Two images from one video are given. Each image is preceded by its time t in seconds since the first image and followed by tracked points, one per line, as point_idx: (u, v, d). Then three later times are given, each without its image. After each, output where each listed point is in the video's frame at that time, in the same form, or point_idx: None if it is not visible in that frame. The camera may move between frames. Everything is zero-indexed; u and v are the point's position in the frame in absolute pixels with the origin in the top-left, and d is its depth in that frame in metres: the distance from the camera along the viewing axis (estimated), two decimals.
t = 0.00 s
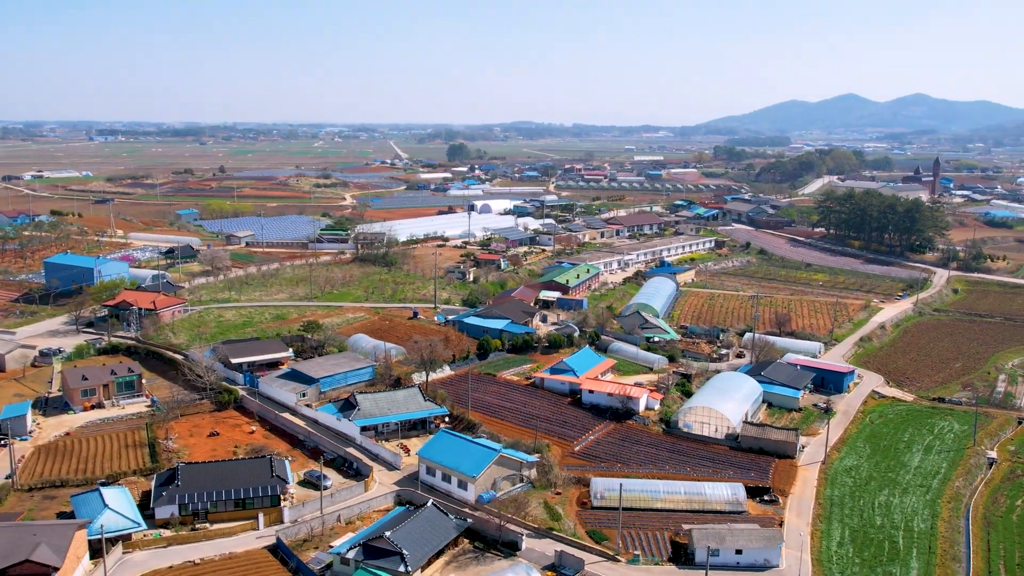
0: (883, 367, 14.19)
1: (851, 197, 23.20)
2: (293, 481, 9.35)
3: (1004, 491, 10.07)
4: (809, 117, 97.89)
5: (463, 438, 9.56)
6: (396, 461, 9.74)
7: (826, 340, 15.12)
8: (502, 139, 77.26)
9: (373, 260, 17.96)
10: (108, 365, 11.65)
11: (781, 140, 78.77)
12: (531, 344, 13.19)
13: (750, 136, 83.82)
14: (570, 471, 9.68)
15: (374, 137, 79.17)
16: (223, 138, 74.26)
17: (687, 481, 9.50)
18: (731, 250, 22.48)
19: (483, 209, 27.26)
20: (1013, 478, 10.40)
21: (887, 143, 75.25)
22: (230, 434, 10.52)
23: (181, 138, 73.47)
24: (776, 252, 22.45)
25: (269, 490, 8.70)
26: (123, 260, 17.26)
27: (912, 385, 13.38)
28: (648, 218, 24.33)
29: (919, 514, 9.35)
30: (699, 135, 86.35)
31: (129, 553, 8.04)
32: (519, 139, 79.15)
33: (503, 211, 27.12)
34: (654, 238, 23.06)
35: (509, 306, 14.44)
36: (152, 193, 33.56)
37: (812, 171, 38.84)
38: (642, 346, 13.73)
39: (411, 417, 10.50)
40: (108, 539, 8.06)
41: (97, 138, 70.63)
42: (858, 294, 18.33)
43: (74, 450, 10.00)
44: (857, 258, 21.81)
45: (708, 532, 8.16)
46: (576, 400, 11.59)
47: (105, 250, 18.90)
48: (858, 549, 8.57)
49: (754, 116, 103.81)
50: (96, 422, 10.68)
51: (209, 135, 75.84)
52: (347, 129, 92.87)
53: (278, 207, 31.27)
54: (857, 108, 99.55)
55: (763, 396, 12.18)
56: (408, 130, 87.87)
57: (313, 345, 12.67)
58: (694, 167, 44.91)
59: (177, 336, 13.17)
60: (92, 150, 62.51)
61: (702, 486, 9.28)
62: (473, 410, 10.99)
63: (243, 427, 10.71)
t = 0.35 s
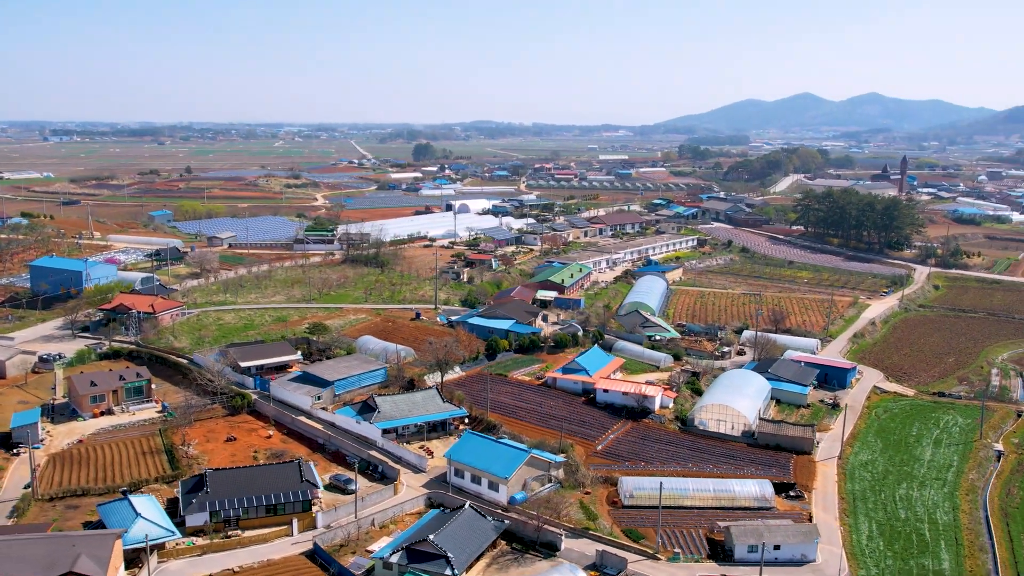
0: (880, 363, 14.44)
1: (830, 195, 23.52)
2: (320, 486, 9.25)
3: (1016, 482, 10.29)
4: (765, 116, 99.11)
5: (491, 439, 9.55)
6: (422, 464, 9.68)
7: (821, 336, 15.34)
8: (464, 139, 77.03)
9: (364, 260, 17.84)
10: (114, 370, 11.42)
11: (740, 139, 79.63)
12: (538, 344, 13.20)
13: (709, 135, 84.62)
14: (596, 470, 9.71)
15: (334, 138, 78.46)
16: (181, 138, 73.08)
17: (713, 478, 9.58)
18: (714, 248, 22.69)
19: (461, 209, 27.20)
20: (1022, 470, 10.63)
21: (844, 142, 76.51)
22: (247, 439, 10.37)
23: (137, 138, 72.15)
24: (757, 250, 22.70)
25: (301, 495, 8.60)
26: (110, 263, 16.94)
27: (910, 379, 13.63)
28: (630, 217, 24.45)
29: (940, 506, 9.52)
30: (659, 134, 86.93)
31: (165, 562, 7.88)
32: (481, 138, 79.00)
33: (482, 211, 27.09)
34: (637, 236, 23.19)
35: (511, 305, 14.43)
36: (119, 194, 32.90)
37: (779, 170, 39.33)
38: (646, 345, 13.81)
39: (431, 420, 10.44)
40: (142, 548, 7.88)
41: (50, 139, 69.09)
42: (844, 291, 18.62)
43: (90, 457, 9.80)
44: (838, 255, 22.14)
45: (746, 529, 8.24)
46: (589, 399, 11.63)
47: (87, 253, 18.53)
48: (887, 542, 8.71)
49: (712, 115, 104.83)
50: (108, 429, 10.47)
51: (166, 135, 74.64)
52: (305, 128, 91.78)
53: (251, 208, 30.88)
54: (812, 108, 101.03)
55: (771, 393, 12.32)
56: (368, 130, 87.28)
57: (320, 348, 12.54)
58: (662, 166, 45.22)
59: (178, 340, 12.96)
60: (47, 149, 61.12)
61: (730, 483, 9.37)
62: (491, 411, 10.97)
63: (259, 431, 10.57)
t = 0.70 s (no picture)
0: (863, 357, 14.75)
1: (796, 193, 23.92)
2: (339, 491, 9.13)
3: (1013, 471, 10.59)
4: (708, 115, 100.43)
5: (508, 441, 9.54)
6: (438, 467, 9.61)
7: (803, 332, 15.61)
8: (413, 138, 76.61)
9: (343, 262, 17.66)
10: (109, 377, 11.13)
11: (686, 137, 80.55)
12: (533, 344, 13.21)
13: (656, 134, 85.42)
14: (612, 469, 9.75)
15: (280, 137, 77.34)
16: (122, 138, 71.39)
17: (727, 474, 9.69)
18: (684, 246, 22.94)
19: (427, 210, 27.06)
20: (1017, 459, 10.93)
21: (787, 140, 77.92)
22: (255, 445, 10.20)
23: (76, 138, 70.26)
24: (726, 248, 22.99)
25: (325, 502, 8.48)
26: (82, 266, 16.48)
27: (895, 373, 13.94)
28: (599, 216, 24.58)
29: (947, 496, 9.75)
30: (606, 133, 87.50)
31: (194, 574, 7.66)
32: (429, 138, 78.62)
33: (448, 211, 26.98)
34: (608, 235, 23.32)
35: (502, 306, 14.44)
36: (69, 196, 32.03)
37: (733, 169, 39.92)
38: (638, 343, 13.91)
39: (442, 422, 10.38)
40: (170, 560, 7.66)
41: None
42: (817, 287, 18.97)
43: (95, 468, 9.54)
44: (804, 252, 22.57)
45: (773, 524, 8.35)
46: (593, 398, 11.68)
47: (55, 257, 18.02)
48: (904, 534, 8.89)
49: (655, 114, 105.92)
50: (110, 438, 10.22)
51: (106, 135, 72.83)
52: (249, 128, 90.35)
53: (209, 209, 30.31)
54: (754, 107, 102.72)
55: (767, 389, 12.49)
56: (314, 129, 86.22)
57: (317, 351, 12.38)
58: (617, 165, 45.55)
59: (168, 346, 12.69)
60: None
61: (746, 479, 9.48)
62: (498, 412, 10.94)
63: (266, 437, 10.40)
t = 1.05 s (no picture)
0: (846, 352, 15.06)
1: (762, 192, 24.30)
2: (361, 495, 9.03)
3: (1008, 460, 10.91)
4: (652, 114, 101.45)
5: (526, 442, 9.55)
6: (456, 469, 9.56)
7: (786, 328, 15.88)
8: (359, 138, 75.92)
9: (322, 263, 17.47)
10: (106, 385, 10.86)
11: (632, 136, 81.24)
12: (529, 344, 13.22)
13: (602, 133, 85.98)
14: (629, 467, 9.82)
15: (222, 137, 75.92)
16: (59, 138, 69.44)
17: (741, 469, 9.82)
18: (654, 245, 23.17)
19: (393, 210, 26.88)
20: (1010, 448, 11.27)
21: (731, 139, 79.13)
22: (265, 451, 10.04)
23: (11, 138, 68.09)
24: (695, 246, 23.26)
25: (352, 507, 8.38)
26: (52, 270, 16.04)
27: (880, 367, 14.25)
28: (568, 216, 24.68)
29: (953, 487, 10.00)
30: (551, 133, 87.79)
31: None
32: (375, 138, 77.96)
33: (413, 211, 26.84)
34: (578, 234, 23.43)
35: (494, 305, 14.45)
36: (17, 198, 31.06)
37: (687, 167, 40.40)
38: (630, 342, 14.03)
39: (453, 423, 10.34)
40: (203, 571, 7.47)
41: None
42: (790, 284, 19.31)
43: (104, 479, 9.29)
44: (771, 249, 22.96)
45: (799, 518, 8.49)
46: (596, 397, 11.74)
47: (21, 260, 17.49)
48: (919, 524, 9.11)
49: (599, 113, 106.66)
50: (114, 447, 9.96)
51: (42, 134, 70.77)
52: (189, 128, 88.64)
53: (166, 210, 29.68)
54: (696, 106, 104.04)
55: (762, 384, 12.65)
56: (257, 129, 84.86)
57: (314, 355, 12.24)
58: (571, 164, 45.75)
59: (160, 351, 12.42)
60: None
61: (761, 474, 9.62)
62: (507, 412, 10.92)
63: (275, 443, 10.24)
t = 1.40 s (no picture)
0: (829, 348, 15.35)
1: (729, 190, 24.63)
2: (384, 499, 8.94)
3: (1003, 450, 11.24)
4: (596, 113, 102.11)
5: (545, 442, 9.55)
6: (475, 471, 9.53)
7: (768, 324, 16.13)
8: (305, 137, 74.96)
9: (302, 264, 17.26)
10: (105, 393, 10.58)
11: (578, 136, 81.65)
12: (526, 344, 13.23)
13: (548, 133, 86.27)
14: (645, 465, 9.88)
15: (164, 136, 74.36)
16: None
17: (755, 464, 9.96)
18: (624, 243, 23.34)
19: (358, 211, 26.64)
20: (1003, 439, 11.61)
21: (676, 138, 80.05)
22: (277, 457, 9.88)
23: None
24: (665, 243, 23.49)
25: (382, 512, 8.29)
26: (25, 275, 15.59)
27: (865, 361, 14.55)
28: (537, 215, 24.73)
29: (957, 477, 10.27)
30: (498, 132, 87.84)
31: None
32: (321, 137, 77.02)
33: (379, 212, 26.65)
34: (549, 233, 23.49)
35: (485, 306, 14.43)
36: None
37: (643, 167, 40.78)
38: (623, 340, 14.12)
39: (466, 425, 10.29)
40: None
41: None
42: (764, 281, 19.61)
43: (116, 490, 9.05)
44: (739, 247, 23.30)
45: (823, 512, 8.64)
46: (600, 396, 11.79)
47: None
48: (933, 515, 9.34)
49: (544, 113, 107.03)
50: (120, 456, 9.70)
51: None
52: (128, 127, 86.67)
53: (121, 211, 29.00)
54: (639, 105, 105.02)
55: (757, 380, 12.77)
56: (198, 128, 83.33)
57: (313, 359, 12.09)
58: (526, 164, 45.83)
59: (153, 358, 12.14)
60: None
61: (776, 468, 9.77)
62: (516, 412, 10.91)
63: (286, 448, 10.08)
